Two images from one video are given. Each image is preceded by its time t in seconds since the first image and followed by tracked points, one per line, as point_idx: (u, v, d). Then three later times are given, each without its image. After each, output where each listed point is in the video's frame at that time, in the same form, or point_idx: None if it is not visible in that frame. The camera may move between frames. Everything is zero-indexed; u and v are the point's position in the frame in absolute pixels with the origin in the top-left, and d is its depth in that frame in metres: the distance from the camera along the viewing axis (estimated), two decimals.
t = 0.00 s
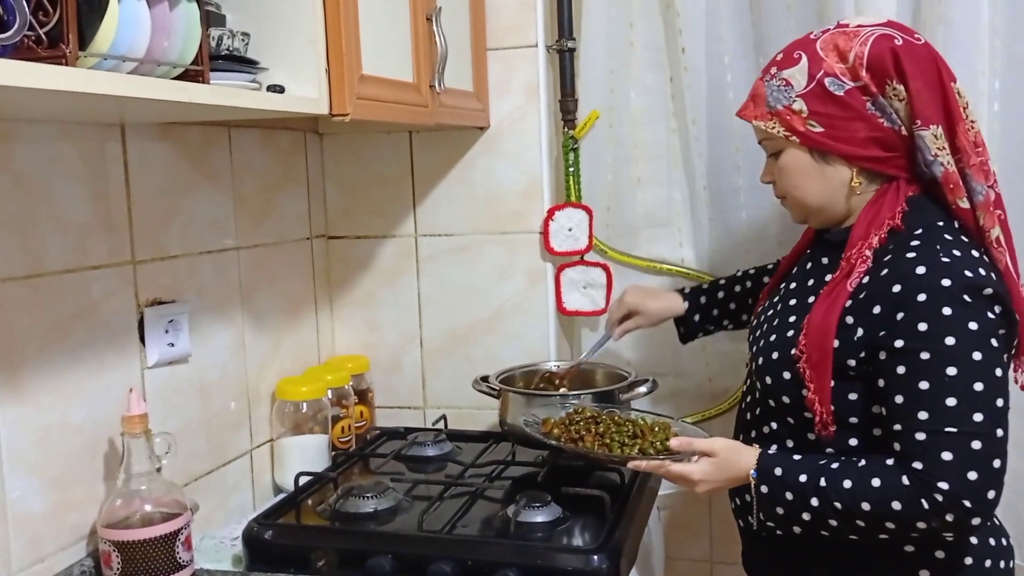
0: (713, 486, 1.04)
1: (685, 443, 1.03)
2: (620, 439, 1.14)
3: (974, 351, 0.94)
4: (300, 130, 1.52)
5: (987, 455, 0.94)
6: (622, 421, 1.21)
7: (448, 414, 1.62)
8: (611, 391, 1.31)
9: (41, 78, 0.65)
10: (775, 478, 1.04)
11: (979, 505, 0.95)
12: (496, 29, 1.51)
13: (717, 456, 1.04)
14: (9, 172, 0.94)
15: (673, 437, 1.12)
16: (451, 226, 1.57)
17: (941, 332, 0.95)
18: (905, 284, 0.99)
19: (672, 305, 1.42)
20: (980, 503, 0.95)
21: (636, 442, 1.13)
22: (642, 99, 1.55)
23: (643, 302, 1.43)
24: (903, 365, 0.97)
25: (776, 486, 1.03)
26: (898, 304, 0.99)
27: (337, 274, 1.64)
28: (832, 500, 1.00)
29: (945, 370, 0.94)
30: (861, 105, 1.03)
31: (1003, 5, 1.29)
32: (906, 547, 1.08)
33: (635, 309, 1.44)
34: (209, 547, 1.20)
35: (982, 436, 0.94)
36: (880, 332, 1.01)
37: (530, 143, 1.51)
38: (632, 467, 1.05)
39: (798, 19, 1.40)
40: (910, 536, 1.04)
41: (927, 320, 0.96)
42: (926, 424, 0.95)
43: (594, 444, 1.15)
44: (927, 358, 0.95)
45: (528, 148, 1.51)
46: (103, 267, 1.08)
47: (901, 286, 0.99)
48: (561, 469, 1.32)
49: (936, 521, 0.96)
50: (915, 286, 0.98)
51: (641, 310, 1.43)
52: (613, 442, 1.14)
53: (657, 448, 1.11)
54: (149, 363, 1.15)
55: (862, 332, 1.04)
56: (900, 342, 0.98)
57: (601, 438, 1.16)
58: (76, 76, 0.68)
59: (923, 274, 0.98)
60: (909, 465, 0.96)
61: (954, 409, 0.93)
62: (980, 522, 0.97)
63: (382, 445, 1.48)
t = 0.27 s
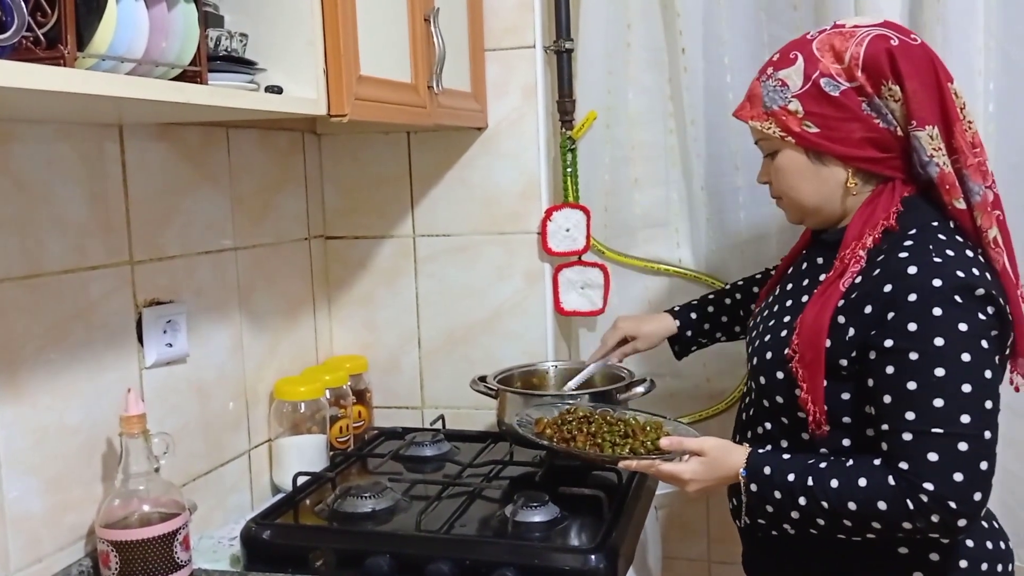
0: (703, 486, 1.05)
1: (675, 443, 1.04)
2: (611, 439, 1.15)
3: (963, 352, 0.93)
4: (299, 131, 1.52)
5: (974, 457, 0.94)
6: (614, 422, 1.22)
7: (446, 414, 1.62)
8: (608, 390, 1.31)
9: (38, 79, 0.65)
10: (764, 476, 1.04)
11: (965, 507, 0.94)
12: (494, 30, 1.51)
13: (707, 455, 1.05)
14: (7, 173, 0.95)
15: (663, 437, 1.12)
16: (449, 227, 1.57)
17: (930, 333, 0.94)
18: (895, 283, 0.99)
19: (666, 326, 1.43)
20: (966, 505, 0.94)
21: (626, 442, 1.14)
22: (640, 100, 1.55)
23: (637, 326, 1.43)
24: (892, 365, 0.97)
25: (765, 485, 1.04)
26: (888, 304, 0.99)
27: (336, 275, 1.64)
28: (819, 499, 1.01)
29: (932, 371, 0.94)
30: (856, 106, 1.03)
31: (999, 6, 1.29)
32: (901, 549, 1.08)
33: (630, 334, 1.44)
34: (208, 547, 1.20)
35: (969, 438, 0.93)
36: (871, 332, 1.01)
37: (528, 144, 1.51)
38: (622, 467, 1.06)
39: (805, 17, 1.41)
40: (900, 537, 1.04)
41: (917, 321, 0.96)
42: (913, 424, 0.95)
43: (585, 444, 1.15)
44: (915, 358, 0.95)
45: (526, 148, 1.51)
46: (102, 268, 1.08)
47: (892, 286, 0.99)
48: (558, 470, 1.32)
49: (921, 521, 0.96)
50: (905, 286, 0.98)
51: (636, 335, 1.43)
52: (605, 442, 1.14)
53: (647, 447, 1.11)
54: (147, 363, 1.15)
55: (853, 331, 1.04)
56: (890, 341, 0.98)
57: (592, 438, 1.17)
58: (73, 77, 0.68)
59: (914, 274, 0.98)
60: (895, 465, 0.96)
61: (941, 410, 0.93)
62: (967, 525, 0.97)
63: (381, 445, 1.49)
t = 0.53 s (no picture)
0: (698, 486, 1.05)
1: (670, 444, 1.05)
2: (607, 440, 1.16)
3: (958, 356, 0.93)
4: (296, 131, 1.52)
5: (967, 461, 0.94)
6: (610, 421, 1.23)
7: (444, 414, 1.62)
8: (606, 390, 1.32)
9: (37, 79, 0.65)
10: (759, 477, 1.05)
11: (958, 511, 0.95)
12: (492, 30, 1.51)
13: (702, 456, 1.05)
14: (5, 172, 0.95)
15: (659, 438, 1.14)
16: (447, 227, 1.57)
17: (925, 336, 0.94)
18: (891, 286, 0.99)
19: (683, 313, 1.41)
20: (959, 509, 0.94)
21: (622, 442, 1.15)
22: (637, 100, 1.55)
23: (653, 317, 1.42)
24: (887, 368, 0.97)
25: (760, 485, 1.05)
26: (884, 307, 0.99)
27: (333, 275, 1.64)
28: (813, 501, 1.01)
29: (927, 374, 0.94)
30: (849, 108, 1.04)
31: (996, 7, 1.30)
32: (898, 550, 1.09)
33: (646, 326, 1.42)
34: (206, 547, 1.20)
35: (963, 442, 0.93)
36: (867, 334, 1.01)
37: (526, 144, 1.51)
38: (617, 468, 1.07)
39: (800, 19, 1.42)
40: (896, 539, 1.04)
41: (912, 323, 0.96)
42: (907, 427, 0.95)
43: (581, 444, 1.16)
44: (909, 361, 0.95)
45: (523, 148, 1.52)
46: (100, 268, 1.08)
47: (887, 288, 1.00)
48: (557, 469, 1.33)
49: (914, 524, 0.96)
50: (900, 289, 0.98)
51: (653, 325, 1.42)
52: (601, 442, 1.15)
53: (643, 448, 1.13)
54: (145, 363, 1.15)
55: (848, 333, 1.04)
56: (884, 344, 0.98)
57: (588, 437, 1.18)
58: (72, 77, 0.68)
59: (909, 276, 0.98)
60: (889, 468, 0.96)
61: (935, 413, 0.93)
62: (961, 528, 0.97)
63: (379, 444, 1.49)
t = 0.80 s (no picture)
0: (694, 486, 1.06)
1: (666, 443, 1.06)
2: (603, 440, 1.16)
3: (954, 359, 0.93)
4: (297, 131, 1.52)
5: (962, 464, 0.94)
6: (606, 422, 1.23)
7: (444, 414, 1.62)
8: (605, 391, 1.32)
9: (38, 80, 0.65)
10: (754, 478, 1.05)
11: (952, 513, 0.95)
12: (492, 30, 1.51)
13: (697, 456, 1.06)
14: (5, 172, 0.95)
15: (655, 437, 1.14)
16: (447, 227, 1.57)
17: (921, 338, 0.94)
18: (888, 287, 0.99)
19: (684, 305, 1.43)
20: (953, 512, 0.95)
21: (618, 442, 1.15)
22: (637, 100, 1.55)
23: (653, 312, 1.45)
24: (883, 370, 0.97)
25: (756, 485, 1.05)
26: (881, 308, 0.99)
27: (333, 274, 1.64)
28: (807, 502, 1.02)
29: (922, 377, 0.94)
30: (850, 109, 1.04)
31: (995, 7, 1.30)
32: (896, 551, 1.09)
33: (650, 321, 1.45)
34: (206, 546, 1.20)
35: (958, 445, 0.93)
36: (864, 336, 1.02)
37: (525, 144, 1.51)
38: (614, 467, 1.07)
39: (796, 21, 1.42)
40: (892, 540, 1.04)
41: (909, 325, 0.96)
42: (902, 430, 0.95)
43: (577, 444, 1.16)
44: (905, 364, 0.95)
45: (523, 148, 1.52)
46: (100, 268, 1.08)
47: (885, 290, 0.99)
48: (557, 468, 1.33)
49: (908, 526, 0.96)
50: (898, 290, 0.98)
51: (654, 318, 1.44)
52: (597, 442, 1.16)
53: (639, 448, 1.13)
54: (145, 363, 1.15)
55: (846, 335, 1.04)
56: (881, 346, 0.98)
57: (584, 438, 1.18)
58: (72, 78, 0.68)
59: (906, 278, 0.98)
60: (883, 470, 0.97)
61: (930, 416, 0.93)
62: (955, 530, 0.97)
63: (378, 444, 1.49)
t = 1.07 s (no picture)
0: (682, 488, 1.08)
1: (654, 445, 1.08)
2: (592, 443, 1.17)
3: (948, 363, 0.93)
4: (296, 131, 1.53)
5: (953, 468, 0.94)
6: (594, 425, 1.24)
7: (443, 414, 1.63)
8: (603, 395, 1.32)
9: (37, 80, 0.65)
10: (743, 480, 1.05)
11: (941, 517, 0.95)
12: (492, 30, 1.52)
13: (686, 458, 1.08)
14: (5, 173, 0.95)
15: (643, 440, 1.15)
16: (446, 227, 1.57)
17: (917, 341, 0.95)
18: (887, 289, 0.99)
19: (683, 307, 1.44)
20: (942, 516, 0.95)
21: (607, 445, 1.16)
22: (636, 100, 1.55)
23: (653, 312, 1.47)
24: (878, 372, 0.97)
25: (744, 487, 1.05)
26: (879, 310, 0.99)
27: (333, 274, 1.64)
28: (796, 504, 1.02)
29: (916, 380, 0.94)
30: (858, 110, 1.03)
31: (994, 7, 1.30)
32: (894, 553, 1.08)
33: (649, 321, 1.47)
34: (205, 546, 1.20)
35: (949, 449, 0.93)
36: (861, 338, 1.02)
37: (525, 144, 1.52)
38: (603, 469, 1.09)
39: (792, 21, 1.42)
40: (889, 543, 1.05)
41: (905, 328, 0.96)
42: (894, 432, 0.95)
43: (566, 447, 1.17)
44: (900, 366, 0.95)
45: (523, 148, 1.52)
46: (99, 268, 1.08)
47: (883, 292, 1.00)
48: (557, 468, 1.33)
49: (896, 528, 0.97)
50: (897, 293, 0.98)
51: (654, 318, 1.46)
52: (585, 446, 1.17)
53: (628, 451, 1.14)
54: (145, 363, 1.15)
55: (844, 337, 1.04)
56: (877, 347, 0.98)
57: (573, 441, 1.19)
58: (72, 78, 0.68)
59: (906, 280, 0.98)
60: (873, 472, 0.97)
61: (922, 419, 0.94)
62: (944, 534, 0.97)
63: (378, 444, 1.49)
